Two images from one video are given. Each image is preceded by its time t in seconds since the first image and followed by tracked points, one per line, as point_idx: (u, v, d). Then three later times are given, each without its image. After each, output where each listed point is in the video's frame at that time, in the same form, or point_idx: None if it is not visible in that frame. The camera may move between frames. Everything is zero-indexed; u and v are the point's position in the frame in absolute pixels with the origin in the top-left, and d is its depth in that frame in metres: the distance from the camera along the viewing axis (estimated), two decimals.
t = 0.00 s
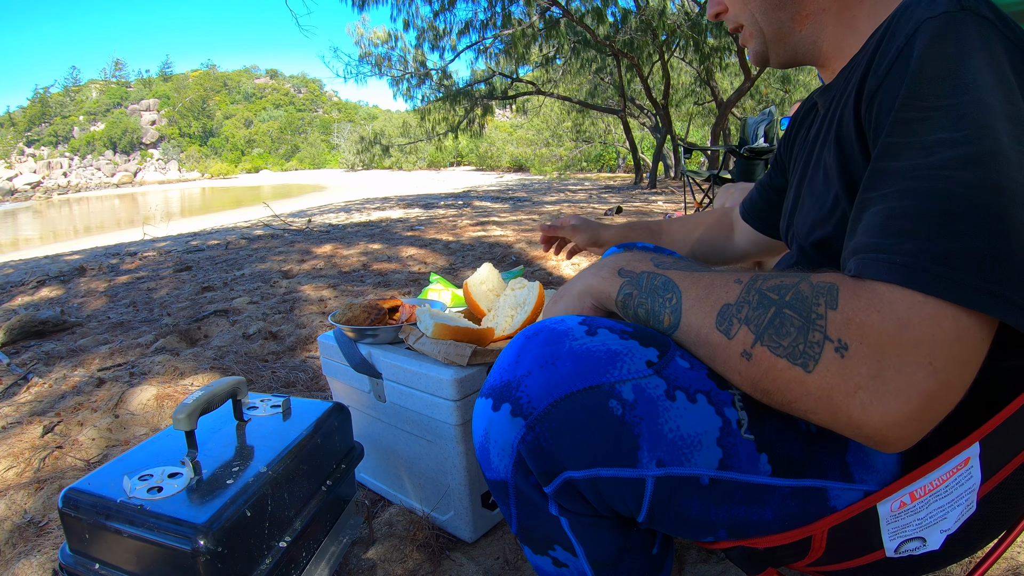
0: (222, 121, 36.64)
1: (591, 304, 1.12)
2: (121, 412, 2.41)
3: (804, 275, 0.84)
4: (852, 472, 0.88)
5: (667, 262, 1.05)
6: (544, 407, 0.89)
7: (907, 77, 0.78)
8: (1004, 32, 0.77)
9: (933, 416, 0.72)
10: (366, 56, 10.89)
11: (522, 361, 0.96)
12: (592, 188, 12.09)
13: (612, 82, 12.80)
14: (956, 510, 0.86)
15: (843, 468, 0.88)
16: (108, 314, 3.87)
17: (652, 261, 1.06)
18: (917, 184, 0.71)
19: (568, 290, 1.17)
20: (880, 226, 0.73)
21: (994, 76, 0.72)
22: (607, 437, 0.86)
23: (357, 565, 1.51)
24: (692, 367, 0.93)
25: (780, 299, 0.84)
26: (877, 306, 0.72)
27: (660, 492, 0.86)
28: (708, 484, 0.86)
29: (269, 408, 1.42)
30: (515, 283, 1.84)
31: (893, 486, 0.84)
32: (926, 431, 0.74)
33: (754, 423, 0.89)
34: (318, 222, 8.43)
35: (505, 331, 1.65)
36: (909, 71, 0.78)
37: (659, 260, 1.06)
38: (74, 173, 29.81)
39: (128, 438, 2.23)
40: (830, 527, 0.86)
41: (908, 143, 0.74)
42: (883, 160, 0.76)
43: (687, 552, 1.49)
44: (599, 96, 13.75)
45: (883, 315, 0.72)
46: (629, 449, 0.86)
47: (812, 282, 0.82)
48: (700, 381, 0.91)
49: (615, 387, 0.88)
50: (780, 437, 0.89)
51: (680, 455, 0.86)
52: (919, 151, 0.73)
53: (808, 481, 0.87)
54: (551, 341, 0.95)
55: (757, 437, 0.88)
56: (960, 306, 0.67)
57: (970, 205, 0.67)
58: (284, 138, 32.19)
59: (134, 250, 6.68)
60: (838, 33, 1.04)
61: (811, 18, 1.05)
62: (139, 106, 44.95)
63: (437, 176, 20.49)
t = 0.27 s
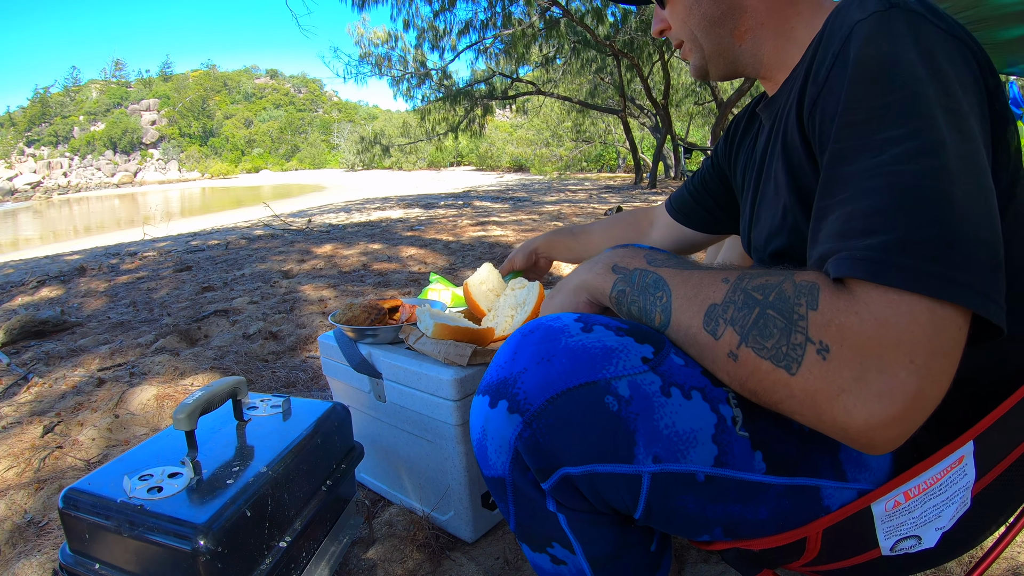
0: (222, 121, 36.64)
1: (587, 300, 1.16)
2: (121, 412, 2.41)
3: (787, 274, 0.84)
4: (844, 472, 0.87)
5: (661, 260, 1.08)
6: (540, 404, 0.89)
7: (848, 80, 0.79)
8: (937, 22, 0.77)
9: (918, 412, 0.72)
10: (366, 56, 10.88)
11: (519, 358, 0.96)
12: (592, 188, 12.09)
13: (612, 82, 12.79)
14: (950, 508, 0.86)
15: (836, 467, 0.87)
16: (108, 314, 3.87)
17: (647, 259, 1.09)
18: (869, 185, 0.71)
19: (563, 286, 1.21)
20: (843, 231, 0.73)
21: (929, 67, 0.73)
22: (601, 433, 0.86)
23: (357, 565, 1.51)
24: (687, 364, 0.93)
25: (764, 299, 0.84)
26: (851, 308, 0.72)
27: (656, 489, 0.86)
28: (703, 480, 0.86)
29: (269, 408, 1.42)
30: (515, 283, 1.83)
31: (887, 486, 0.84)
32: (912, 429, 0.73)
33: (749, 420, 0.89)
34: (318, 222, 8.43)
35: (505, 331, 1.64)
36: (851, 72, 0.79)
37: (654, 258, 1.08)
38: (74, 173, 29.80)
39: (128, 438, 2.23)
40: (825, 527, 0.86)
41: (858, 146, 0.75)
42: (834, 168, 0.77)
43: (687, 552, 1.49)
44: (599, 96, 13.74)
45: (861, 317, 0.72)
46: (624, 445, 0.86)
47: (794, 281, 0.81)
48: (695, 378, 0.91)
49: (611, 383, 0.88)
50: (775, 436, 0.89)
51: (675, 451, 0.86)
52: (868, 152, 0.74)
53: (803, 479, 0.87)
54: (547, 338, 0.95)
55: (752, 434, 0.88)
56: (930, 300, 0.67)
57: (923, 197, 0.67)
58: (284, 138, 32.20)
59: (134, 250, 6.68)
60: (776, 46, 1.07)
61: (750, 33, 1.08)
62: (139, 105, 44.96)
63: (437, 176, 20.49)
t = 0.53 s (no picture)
0: (222, 121, 36.64)
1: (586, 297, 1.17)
2: (121, 412, 2.41)
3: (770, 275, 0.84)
4: (840, 471, 0.87)
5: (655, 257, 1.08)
6: (536, 404, 0.89)
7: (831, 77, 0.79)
8: (920, 19, 0.77)
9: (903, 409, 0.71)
10: (366, 56, 10.89)
11: (514, 360, 0.96)
12: (592, 188, 12.08)
13: (612, 82, 12.79)
14: (948, 508, 0.86)
15: (831, 466, 0.87)
16: (108, 314, 3.87)
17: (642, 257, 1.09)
18: (848, 185, 0.72)
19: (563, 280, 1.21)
20: (823, 229, 0.74)
21: (911, 65, 0.73)
22: (594, 434, 0.86)
23: (357, 565, 1.51)
24: (681, 364, 0.93)
25: (749, 301, 0.84)
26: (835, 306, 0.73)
27: (652, 488, 0.86)
28: (699, 480, 0.86)
29: (269, 408, 1.42)
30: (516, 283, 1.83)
31: (884, 486, 0.84)
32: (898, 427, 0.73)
33: (743, 420, 0.90)
34: (318, 222, 8.43)
35: (505, 332, 1.64)
36: (833, 71, 0.79)
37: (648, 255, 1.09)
38: (74, 173, 29.81)
39: (128, 438, 2.23)
40: (821, 527, 0.86)
41: (842, 143, 0.75)
42: (819, 166, 0.77)
43: (688, 552, 1.49)
44: (599, 96, 13.74)
45: (843, 317, 0.72)
46: (620, 445, 0.86)
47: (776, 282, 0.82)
48: (689, 378, 0.92)
49: (605, 384, 0.88)
50: (769, 436, 0.89)
51: (671, 451, 0.86)
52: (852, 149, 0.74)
53: (798, 479, 0.87)
54: (542, 339, 0.96)
55: (746, 434, 0.88)
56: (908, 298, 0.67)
57: (899, 195, 0.67)
58: (284, 138, 32.21)
59: (134, 250, 6.68)
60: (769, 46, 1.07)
61: (745, 33, 1.08)
62: (139, 106, 44.97)
63: (436, 176, 20.49)
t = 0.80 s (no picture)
0: (222, 121, 36.65)
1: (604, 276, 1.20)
2: (121, 412, 2.41)
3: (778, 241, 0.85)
4: (840, 469, 0.87)
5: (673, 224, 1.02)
6: (535, 407, 0.89)
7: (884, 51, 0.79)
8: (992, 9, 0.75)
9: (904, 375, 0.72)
10: (366, 56, 10.88)
11: (513, 363, 0.96)
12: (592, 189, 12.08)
13: (612, 83, 12.78)
14: (949, 507, 0.86)
15: (831, 464, 0.87)
16: (108, 314, 3.87)
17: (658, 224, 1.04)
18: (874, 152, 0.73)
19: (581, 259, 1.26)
20: (849, 189, 0.73)
21: (971, 49, 0.72)
22: (594, 434, 0.86)
23: (357, 565, 1.51)
24: (681, 363, 0.92)
25: (755, 268, 0.85)
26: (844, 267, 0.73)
27: (653, 489, 0.86)
28: (698, 480, 0.86)
29: (269, 407, 1.42)
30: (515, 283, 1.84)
31: (883, 485, 0.84)
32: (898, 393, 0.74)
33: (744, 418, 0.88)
34: (318, 222, 8.43)
35: (505, 332, 1.64)
36: (888, 45, 0.78)
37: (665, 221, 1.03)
38: (74, 173, 29.81)
39: (128, 438, 2.23)
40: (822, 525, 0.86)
41: (883, 112, 0.75)
42: (856, 129, 0.78)
43: (688, 552, 1.49)
44: (599, 96, 13.73)
45: (849, 278, 0.73)
46: (620, 447, 0.86)
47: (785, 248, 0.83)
48: (689, 377, 0.90)
49: (605, 386, 0.88)
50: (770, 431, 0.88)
51: (670, 451, 0.85)
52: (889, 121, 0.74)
53: (798, 477, 0.86)
54: (541, 342, 0.96)
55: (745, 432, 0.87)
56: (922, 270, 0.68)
57: (932, 169, 0.67)
58: (284, 138, 32.21)
59: (134, 250, 6.68)
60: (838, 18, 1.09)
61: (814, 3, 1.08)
62: (139, 106, 44.99)
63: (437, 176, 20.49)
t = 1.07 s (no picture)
0: (222, 121, 36.64)
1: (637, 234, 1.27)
2: (121, 412, 2.41)
3: (830, 294, 0.87)
4: (851, 472, 0.88)
5: (719, 258, 0.97)
6: (541, 416, 0.89)
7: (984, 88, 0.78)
8: None
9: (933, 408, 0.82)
10: (366, 56, 10.88)
11: (519, 370, 0.96)
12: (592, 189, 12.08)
13: (612, 82, 12.78)
14: (956, 509, 0.86)
15: (842, 466, 0.87)
16: (108, 314, 3.87)
17: (701, 256, 0.98)
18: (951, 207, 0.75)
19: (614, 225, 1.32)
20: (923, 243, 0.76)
21: None
22: (602, 442, 0.86)
23: (357, 565, 1.51)
24: (688, 369, 0.91)
25: (810, 322, 0.88)
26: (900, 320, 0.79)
27: (660, 496, 0.86)
28: (706, 486, 0.86)
29: (269, 407, 1.42)
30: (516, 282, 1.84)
31: (891, 485, 0.84)
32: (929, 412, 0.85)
33: (751, 423, 0.87)
34: (318, 222, 8.42)
35: (505, 331, 1.64)
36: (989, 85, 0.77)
37: (709, 253, 0.98)
38: (74, 173, 29.80)
39: (128, 438, 2.23)
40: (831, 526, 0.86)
41: (963, 160, 0.76)
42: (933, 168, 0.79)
43: (687, 552, 1.49)
44: (599, 96, 13.73)
45: (894, 331, 0.80)
46: (627, 454, 0.86)
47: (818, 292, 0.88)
48: (695, 383, 0.90)
49: (611, 395, 0.88)
50: (778, 434, 0.87)
51: (677, 459, 0.85)
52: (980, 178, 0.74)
53: (807, 479, 0.86)
54: (547, 348, 0.96)
55: (754, 437, 0.87)
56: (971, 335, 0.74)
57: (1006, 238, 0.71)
58: (284, 138, 32.20)
59: (134, 250, 6.68)
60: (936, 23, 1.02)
61: None
62: (139, 106, 45.03)
63: (437, 176, 20.48)
